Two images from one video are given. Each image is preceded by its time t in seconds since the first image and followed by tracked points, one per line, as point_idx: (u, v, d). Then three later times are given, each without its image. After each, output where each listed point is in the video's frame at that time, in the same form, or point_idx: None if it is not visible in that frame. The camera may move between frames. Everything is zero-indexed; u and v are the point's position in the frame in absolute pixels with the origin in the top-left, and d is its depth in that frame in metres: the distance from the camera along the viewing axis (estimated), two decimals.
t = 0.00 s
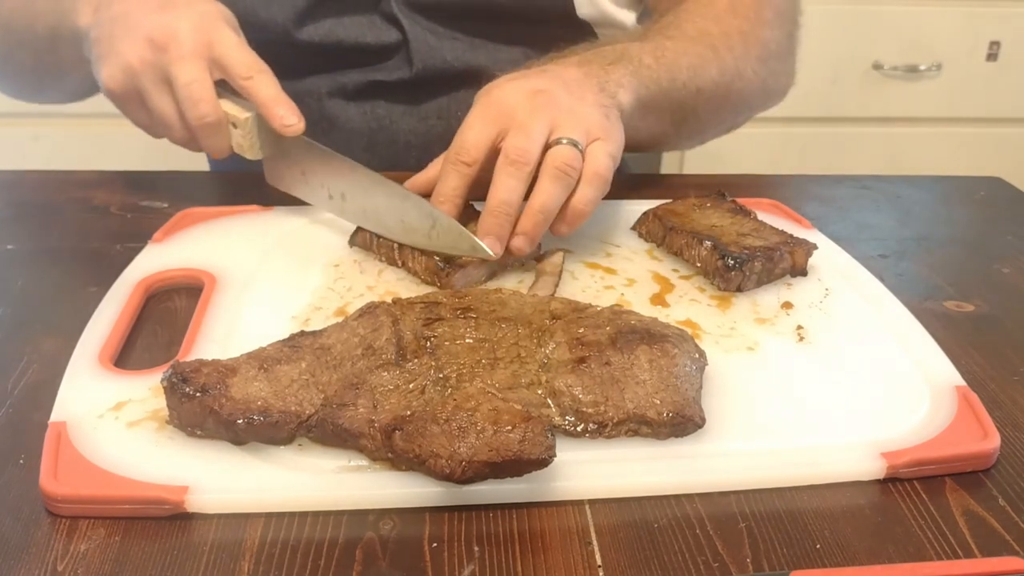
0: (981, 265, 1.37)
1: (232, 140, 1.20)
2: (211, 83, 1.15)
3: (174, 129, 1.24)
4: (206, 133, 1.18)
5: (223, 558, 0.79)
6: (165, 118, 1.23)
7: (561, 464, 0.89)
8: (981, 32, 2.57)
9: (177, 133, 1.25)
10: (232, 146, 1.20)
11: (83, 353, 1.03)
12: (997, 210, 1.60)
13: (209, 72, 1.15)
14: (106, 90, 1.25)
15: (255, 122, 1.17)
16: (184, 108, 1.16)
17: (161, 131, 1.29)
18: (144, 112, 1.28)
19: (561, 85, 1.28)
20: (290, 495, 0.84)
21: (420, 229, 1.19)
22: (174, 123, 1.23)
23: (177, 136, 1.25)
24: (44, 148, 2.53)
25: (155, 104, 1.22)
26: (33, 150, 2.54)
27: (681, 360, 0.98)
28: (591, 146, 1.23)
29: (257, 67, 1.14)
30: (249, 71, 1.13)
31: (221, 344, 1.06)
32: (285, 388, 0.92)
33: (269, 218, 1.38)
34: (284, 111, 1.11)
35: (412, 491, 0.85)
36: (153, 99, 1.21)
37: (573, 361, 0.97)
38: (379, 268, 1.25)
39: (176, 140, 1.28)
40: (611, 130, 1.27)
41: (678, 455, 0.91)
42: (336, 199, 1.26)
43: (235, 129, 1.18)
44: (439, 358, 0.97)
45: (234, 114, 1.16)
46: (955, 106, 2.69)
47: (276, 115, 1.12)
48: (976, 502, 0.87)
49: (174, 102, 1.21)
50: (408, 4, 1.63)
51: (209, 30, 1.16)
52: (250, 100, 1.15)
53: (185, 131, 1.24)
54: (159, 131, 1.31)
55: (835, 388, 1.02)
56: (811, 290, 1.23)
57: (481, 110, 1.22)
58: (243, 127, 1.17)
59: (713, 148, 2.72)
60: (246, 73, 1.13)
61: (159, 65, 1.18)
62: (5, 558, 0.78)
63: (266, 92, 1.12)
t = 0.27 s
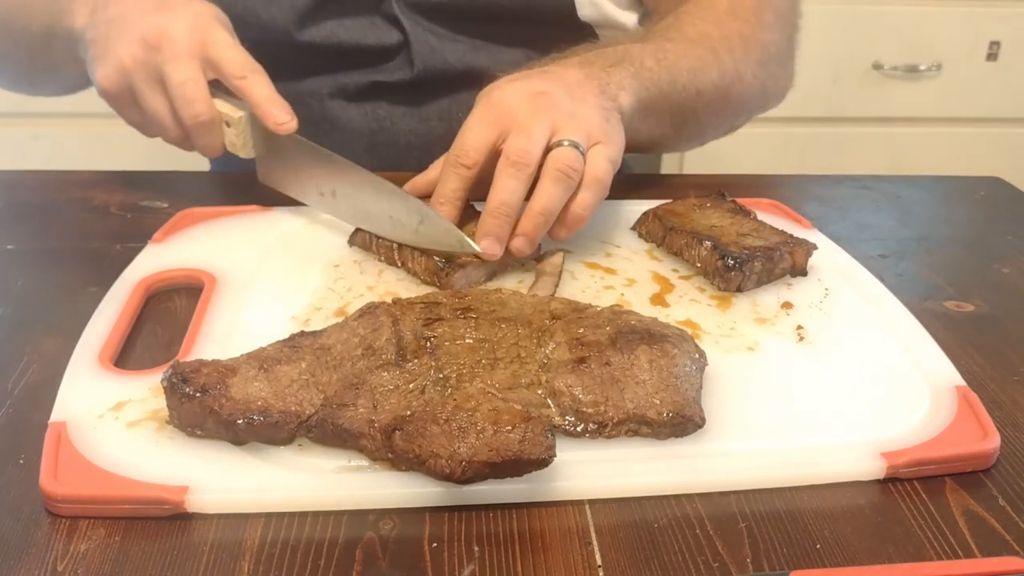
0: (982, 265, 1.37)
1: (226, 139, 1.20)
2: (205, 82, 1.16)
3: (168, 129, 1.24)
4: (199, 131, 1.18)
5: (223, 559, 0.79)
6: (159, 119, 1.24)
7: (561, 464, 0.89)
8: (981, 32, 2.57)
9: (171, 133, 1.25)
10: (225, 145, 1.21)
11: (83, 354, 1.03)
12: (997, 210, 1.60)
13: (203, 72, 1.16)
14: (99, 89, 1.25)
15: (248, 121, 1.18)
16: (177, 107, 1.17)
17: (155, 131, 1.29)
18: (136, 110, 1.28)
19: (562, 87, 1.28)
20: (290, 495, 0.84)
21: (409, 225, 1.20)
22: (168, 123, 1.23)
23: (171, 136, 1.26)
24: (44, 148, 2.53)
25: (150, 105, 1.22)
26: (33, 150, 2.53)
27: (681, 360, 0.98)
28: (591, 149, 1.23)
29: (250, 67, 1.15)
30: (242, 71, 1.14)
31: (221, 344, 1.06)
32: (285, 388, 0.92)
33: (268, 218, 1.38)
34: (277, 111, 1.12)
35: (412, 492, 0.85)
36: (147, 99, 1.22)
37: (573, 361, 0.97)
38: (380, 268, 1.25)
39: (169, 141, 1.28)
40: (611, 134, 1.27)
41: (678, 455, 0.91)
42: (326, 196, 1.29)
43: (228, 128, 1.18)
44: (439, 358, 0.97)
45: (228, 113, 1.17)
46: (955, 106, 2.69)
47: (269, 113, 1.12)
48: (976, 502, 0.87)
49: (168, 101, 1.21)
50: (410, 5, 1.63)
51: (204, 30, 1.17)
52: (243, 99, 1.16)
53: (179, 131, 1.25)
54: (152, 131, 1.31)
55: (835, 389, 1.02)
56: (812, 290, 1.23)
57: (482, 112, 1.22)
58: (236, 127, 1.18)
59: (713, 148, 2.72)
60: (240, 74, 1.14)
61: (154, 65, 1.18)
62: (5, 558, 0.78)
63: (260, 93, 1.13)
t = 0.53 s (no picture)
0: (982, 266, 1.37)
1: (236, 133, 1.21)
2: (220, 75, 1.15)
3: (179, 119, 1.23)
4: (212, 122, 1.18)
5: (223, 559, 0.79)
6: (171, 109, 1.22)
7: (561, 465, 0.89)
8: (981, 32, 2.57)
9: (181, 123, 1.23)
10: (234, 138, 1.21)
11: (83, 354, 1.03)
12: (997, 210, 1.60)
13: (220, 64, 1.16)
14: (111, 75, 1.23)
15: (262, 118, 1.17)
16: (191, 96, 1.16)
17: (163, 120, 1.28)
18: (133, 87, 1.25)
19: (564, 91, 1.29)
20: (290, 495, 0.84)
21: (394, 225, 1.21)
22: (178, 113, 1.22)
23: (181, 126, 1.24)
24: (44, 148, 2.53)
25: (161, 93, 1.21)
26: (33, 150, 2.53)
27: (681, 360, 0.98)
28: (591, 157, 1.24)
29: (269, 62, 1.15)
30: (261, 66, 1.14)
31: (221, 344, 1.06)
32: (285, 389, 0.92)
33: (268, 218, 1.38)
34: (293, 110, 1.10)
35: (412, 492, 0.85)
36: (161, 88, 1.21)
37: (573, 361, 0.97)
38: (379, 268, 1.25)
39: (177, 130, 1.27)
40: (609, 143, 1.28)
41: (678, 455, 0.91)
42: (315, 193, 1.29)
43: (239, 123, 1.19)
44: (439, 359, 0.97)
45: (243, 108, 1.17)
46: (955, 106, 2.69)
47: (284, 112, 1.10)
48: (976, 502, 0.87)
49: (182, 92, 1.20)
50: (410, 6, 1.63)
51: (224, 23, 1.17)
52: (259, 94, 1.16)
53: (190, 122, 1.23)
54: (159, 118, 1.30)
55: (835, 389, 1.01)
56: (812, 290, 1.23)
57: (483, 116, 1.23)
58: (250, 122, 1.18)
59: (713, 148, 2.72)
60: (258, 67, 1.14)
61: (171, 52, 1.17)
62: (5, 558, 0.78)
63: (276, 89, 1.12)
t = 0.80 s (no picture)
0: (981, 266, 1.37)
1: (212, 134, 1.14)
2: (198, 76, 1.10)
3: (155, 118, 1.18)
4: (184, 124, 1.12)
5: (223, 559, 0.79)
6: (150, 108, 1.17)
7: (561, 464, 0.89)
8: (982, 32, 2.57)
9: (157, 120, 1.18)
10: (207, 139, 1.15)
11: (83, 354, 1.03)
12: (997, 210, 1.60)
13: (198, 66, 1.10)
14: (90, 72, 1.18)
15: (237, 120, 1.11)
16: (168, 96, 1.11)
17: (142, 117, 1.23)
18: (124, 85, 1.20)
19: (563, 85, 1.28)
20: (290, 495, 0.84)
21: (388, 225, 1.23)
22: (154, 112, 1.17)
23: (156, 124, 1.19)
24: (44, 148, 2.54)
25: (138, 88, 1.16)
26: (33, 150, 2.54)
27: (681, 360, 0.98)
28: (596, 150, 1.24)
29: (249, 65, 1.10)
30: (241, 69, 1.09)
31: (221, 344, 1.06)
32: (285, 389, 0.92)
33: (268, 218, 1.38)
34: (269, 112, 1.07)
35: (412, 492, 0.85)
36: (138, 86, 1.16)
37: (573, 361, 0.97)
38: (380, 268, 1.25)
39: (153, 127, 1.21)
40: (614, 133, 1.28)
41: (678, 455, 0.91)
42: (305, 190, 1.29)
43: (214, 124, 1.13)
44: (439, 359, 0.97)
45: (217, 107, 1.11)
46: (955, 106, 2.69)
47: (262, 114, 1.07)
48: (976, 502, 0.87)
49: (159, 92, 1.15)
50: (408, 3, 1.63)
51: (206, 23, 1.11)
52: (237, 96, 1.11)
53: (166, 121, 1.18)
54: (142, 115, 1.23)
55: (835, 389, 1.01)
56: (812, 290, 1.23)
57: (485, 116, 1.22)
58: (223, 122, 1.12)
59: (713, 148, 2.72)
60: (239, 70, 1.09)
61: (150, 53, 1.11)
62: (5, 558, 0.78)
63: (256, 93, 1.08)
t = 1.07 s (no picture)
0: (981, 265, 1.37)
1: (238, 150, 1.13)
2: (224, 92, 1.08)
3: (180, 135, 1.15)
4: (212, 141, 1.11)
5: (223, 559, 0.79)
6: (174, 125, 1.14)
7: (561, 464, 0.89)
8: (981, 32, 2.57)
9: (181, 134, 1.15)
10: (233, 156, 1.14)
11: (83, 354, 1.03)
12: (997, 210, 1.60)
13: (224, 82, 1.08)
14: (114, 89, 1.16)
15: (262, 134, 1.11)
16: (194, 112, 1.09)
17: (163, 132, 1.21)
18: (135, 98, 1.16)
19: (568, 93, 1.29)
20: (290, 495, 0.84)
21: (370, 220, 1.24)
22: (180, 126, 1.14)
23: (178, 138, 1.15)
24: (44, 148, 2.53)
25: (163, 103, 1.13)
26: (33, 150, 2.53)
27: (681, 360, 0.98)
28: (598, 162, 1.23)
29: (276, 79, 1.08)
30: (269, 83, 1.07)
31: (221, 344, 1.06)
32: (285, 388, 0.92)
33: (268, 218, 1.38)
34: (296, 128, 1.07)
35: (412, 491, 0.85)
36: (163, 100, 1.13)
37: (573, 361, 0.97)
38: (380, 268, 1.25)
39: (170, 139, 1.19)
40: (615, 147, 1.28)
41: (678, 455, 0.91)
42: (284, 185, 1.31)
43: (241, 139, 1.12)
44: (439, 359, 0.97)
45: (242, 124, 1.10)
46: (955, 106, 2.69)
47: (289, 131, 1.06)
48: (976, 502, 0.87)
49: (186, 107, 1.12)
50: None
51: (229, 36, 1.09)
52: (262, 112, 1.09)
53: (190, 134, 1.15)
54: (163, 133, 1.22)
55: (835, 389, 1.01)
56: (812, 290, 1.23)
57: (489, 118, 1.23)
58: (249, 138, 1.11)
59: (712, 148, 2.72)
60: (265, 85, 1.07)
61: (177, 69, 1.09)
62: (5, 557, 0.78)
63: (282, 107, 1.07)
